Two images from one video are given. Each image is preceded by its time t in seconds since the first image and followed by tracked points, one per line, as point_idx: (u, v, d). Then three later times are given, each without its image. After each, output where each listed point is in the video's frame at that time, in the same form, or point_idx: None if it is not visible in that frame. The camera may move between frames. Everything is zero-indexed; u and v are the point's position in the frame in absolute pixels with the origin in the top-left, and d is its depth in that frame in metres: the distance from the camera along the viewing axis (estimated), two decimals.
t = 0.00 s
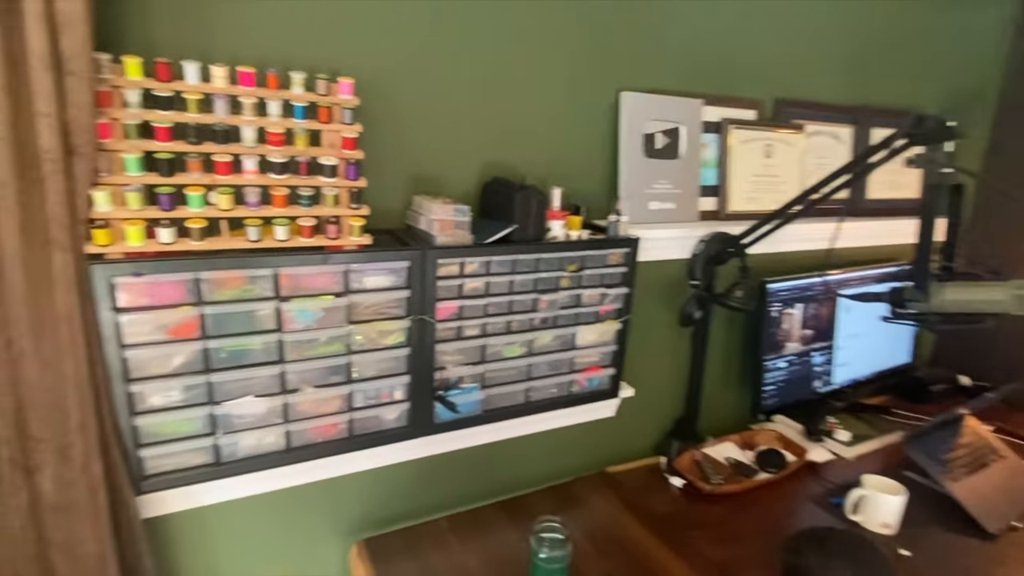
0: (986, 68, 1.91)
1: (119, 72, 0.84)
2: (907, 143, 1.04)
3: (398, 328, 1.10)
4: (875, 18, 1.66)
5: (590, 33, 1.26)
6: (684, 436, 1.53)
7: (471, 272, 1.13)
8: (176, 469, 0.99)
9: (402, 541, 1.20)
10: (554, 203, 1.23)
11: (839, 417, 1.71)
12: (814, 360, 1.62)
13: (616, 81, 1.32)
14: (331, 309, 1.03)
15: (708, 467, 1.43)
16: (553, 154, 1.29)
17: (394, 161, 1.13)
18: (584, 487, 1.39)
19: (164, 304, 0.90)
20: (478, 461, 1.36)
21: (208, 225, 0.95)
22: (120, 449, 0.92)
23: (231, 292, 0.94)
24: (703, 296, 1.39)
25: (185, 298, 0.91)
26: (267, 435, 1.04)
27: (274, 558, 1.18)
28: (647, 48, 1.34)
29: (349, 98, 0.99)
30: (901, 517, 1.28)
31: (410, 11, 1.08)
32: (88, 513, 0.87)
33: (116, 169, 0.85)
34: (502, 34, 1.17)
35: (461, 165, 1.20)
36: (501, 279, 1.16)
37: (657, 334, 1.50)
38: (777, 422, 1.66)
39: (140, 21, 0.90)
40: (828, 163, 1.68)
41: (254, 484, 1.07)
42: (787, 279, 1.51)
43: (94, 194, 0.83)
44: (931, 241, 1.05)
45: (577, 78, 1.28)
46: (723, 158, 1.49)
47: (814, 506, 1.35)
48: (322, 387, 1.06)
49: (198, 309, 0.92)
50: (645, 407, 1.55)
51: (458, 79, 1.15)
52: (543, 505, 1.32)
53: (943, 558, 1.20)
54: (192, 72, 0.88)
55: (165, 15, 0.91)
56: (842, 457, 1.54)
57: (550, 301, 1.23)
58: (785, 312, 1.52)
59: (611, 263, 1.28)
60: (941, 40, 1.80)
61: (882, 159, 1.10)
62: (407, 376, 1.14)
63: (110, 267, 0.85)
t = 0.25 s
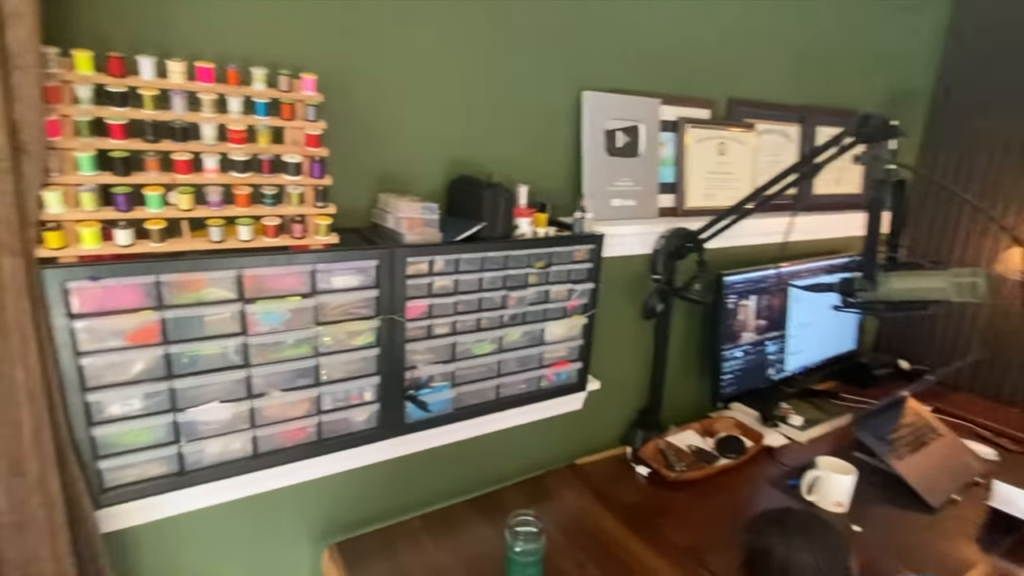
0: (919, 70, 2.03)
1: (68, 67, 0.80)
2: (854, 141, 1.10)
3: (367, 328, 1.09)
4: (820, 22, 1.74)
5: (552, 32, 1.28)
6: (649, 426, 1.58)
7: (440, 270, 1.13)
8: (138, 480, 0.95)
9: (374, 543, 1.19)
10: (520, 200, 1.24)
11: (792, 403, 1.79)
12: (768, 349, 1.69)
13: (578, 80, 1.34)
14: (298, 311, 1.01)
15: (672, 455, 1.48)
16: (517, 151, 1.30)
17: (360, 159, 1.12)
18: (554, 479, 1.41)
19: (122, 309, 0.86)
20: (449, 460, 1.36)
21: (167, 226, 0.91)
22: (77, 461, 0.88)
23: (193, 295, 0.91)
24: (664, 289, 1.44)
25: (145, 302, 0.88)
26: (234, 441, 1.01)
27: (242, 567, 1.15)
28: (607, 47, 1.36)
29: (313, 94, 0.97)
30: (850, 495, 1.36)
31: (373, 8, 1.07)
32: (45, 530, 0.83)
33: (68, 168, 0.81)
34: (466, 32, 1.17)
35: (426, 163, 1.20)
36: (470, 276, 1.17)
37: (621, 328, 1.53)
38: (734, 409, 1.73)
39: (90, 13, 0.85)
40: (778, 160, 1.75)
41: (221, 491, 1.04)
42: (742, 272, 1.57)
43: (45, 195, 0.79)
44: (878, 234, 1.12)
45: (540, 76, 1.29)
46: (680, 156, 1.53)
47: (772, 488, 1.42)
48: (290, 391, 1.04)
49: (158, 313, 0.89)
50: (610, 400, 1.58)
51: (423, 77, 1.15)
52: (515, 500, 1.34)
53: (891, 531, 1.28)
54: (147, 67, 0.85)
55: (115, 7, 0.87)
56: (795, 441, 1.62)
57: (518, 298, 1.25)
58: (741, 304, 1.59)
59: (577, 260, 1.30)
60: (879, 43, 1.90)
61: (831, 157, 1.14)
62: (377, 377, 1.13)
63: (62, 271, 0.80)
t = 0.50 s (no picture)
0: (846, 72, 2.18)
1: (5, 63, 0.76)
2: (794, 140, 1.17)
3: (330, 330, 1.08)
4: (760, 25, 1.83)
5: (507, 32, 1.29)
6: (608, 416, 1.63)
7: (403, 269, 1.13)
8: (93, 495, 0.91)
9: (342, 546, 1.18)
10: (480, 198, 1.26)
11: (739, 388, 1.89)
12: (717, 338, 1.78)
13: (533, 80, 1.37)
14: (259, 314, 0.99)
15: (631, 443, 1.53)
16: (476, 150, 1.31)
17: (317, 158, 1.11)
18: (519, 472, 1.44)
19: (72, 317, 0.83)
20: (414, 459, 1.36)
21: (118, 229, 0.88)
22: (27, 479, 0.84)
23: (148, 301, 0.88)
24: (622, 283, 1.48)
25: (96, 309, 0.84)
26: (194, 449, 0.98)
27: None
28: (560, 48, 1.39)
29: (269, 93, 0.95)
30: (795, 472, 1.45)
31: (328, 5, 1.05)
32: None
33: (9, 170, 0.77)
34: (423, 30, 1.17)
35: (385, 162, 1.19)
36: (434, 275, 1.17)
37: (579, 322, 1.57)
38: (687, 397, 1.81)
39: (26, 6, 0.81)
40: (721, 158, 1.84)
41: (183, 501, 1.01)
42: (692, 265, 1.64)
43: None
44: (818, 227, 1.19)
45: (497, 75, 1.30)
46: (631, 154, 1.59)
47: (725, 469, 1.49)
48: (252, 396, 1.02)
49: (111, 321, 0.86)
50: (571, 392, 1.62)
51: (380, 75, 1.14)
52: (481, 495, 1.35)
53: (833, 503, 1.37)
54: (92, 64, 0.81)
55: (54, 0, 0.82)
56: (744, 424, 1.71)
57: (481, 296, 1.26)
58: (691, 295, 1.66)
59: (536, 256, 1.33)
60: (811, 47, 2.02)
61: (773, 154, 1.20)
62: (341, 379, 1.12)
63: (5, 279, 0.76)
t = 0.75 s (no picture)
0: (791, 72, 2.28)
1: None
2: (746, 137, 1.22)
3: (297, 329, 1.07)
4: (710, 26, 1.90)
5: (469, 29, 1.30)
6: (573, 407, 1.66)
7: (370, 267, 1.13)
8: (51, 507, 0.88)
9: (313, 547, 1.17)
10: (445, 195, 1.26)
11: (697, 376, 1.96)
12: (675, 328, 1.84)
13: (495, 77, 1.38)
14: (223, 314, 0.97)
15: (596, 432, 1.57)
16: (439, 146, 1.32)
17: (280, 155, 1.09)
18: (488, 466, 1.46)
19: (24, 321, 0.79)
20: (384, 456, 1.35)
21: (72, 229, 0.85)
22: None
23: (105, 303, 0.85)
24: (585, 277, 1.53)
25: (50, 313, 0.81)
26: (157, 455, 0.96)
27: None
28: (522, 46, 1.41)
29: (228, 88, 0.93)
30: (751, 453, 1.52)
31: None
32: None
33: None
34: (386, 26, 1.16)
35: (349, 159, 1.18)
36: (401, 272, 1.18)
37: (544, 315, 1.60)
38: (648, 385, 1.86)
39: None
40: (676, 154, 1.91)
41: (147, 509, 0.98)
42: (650, 258, 1.69)
43: None
44: (769, 220, 1.25)
45: (460, 72, 1.31)
46: (591, 150, 1.63)
47: (686, 454, 1.55)
48: (217, 398, 1.00)
49: (67, 325, 0.83)
50: (537, 385, 1.65)
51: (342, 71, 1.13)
52: (452, 490, 1.36)
53: (786, 481, 1.45)
54: (39, 57, 0.77)
55: None
56: (702, 410, 1.78)
57: (448, 292, 1.27)
58: (650, 287, 1.71)
59: (502, 252, 1.35)
60: (758, 47, 2.11)
61: (725, 150, 1.25)
62: (309, 378, 1.10)
63: None
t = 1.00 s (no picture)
0: (734, 69, 2.38)
1: None
2: (694, 132, 1.27)
3: (253, 328, 1.04)
4: (657, 24, 1.95)
5: (423, 23, 1.29)
6: (534, 398, 1.69)
7: (327, 263, 1.12)
8: None
9: (275, 550, 1.15)
10: (402, 190, 1.26)
11: (652, 364, 2.03)
12: (630, 318, 1.89)
13: (450, 72, 1.38)
14: (174, 315, 0.95)
15: (556, 422, 1.61)
16: (395, 141, 1.31)
17: (230, 150, 1.06)
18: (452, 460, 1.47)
19: None
20: (346, 455, 1.34)
21: (8, 228, 0.80)
22: None
23: (46, 306, 0.81)
24: (543, 270, 1.55)
25: None
26: (108, 463, 0.92)
27: None
28: (476, 41, 1.42)
29: (174, 81, 0.90)
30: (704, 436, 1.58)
31: None
32: None
33: None
34: (338, 19, 1.15)
35: (303, 154, 1.16)
36: (359, 268, 1.17)
37: (504, 309, 1.62)
38: (606, 375, 1.91)
39: None
40: (627, 149, 1.96)
41: (98, 520, 0.95)
42: (606, 250, 1.74)
43: None
44: (717, 212, 1.30)
45: (414, 67, 1.30)
46: (546, 145, 1.65)
47: (643, 439, 1.60)
48: (171, 402, 0.97)
49: (5, 330, 0.78)
50: (498, 378, 1.66)
51: (294, 65, 1.11)
52: (415, 486, 1.37)
53: (737, 461, 1.52)
54: None
55: None
56: (657, 396, 1.84)
57: (408, 287, 1.27)
58: (606, 279, 1.76)
59: (461, 246, 1.35)
60: (703, 45, 2.19)
61: (674, 146, 1.29)
62: (267, 378, 1.08)
63: None
